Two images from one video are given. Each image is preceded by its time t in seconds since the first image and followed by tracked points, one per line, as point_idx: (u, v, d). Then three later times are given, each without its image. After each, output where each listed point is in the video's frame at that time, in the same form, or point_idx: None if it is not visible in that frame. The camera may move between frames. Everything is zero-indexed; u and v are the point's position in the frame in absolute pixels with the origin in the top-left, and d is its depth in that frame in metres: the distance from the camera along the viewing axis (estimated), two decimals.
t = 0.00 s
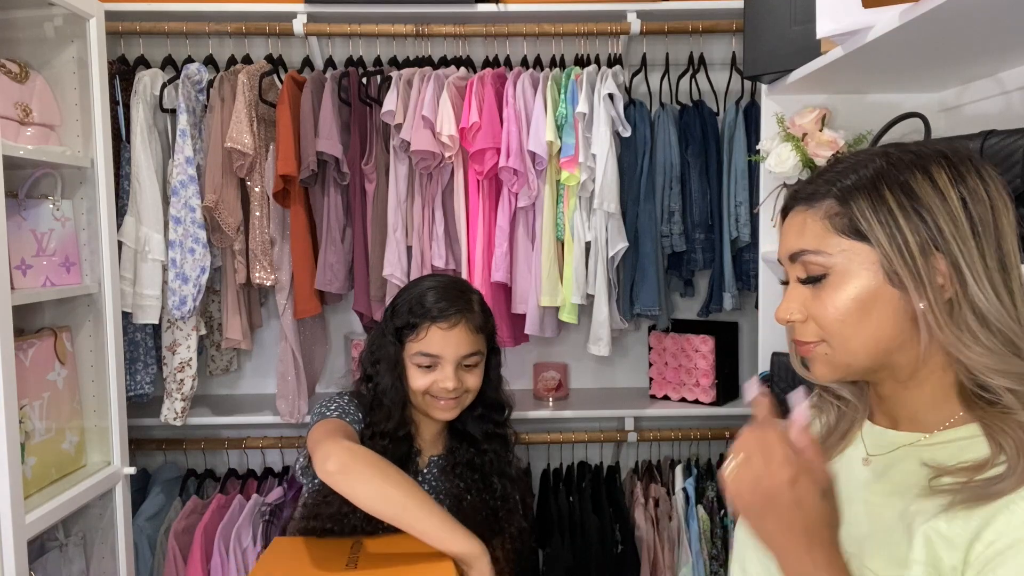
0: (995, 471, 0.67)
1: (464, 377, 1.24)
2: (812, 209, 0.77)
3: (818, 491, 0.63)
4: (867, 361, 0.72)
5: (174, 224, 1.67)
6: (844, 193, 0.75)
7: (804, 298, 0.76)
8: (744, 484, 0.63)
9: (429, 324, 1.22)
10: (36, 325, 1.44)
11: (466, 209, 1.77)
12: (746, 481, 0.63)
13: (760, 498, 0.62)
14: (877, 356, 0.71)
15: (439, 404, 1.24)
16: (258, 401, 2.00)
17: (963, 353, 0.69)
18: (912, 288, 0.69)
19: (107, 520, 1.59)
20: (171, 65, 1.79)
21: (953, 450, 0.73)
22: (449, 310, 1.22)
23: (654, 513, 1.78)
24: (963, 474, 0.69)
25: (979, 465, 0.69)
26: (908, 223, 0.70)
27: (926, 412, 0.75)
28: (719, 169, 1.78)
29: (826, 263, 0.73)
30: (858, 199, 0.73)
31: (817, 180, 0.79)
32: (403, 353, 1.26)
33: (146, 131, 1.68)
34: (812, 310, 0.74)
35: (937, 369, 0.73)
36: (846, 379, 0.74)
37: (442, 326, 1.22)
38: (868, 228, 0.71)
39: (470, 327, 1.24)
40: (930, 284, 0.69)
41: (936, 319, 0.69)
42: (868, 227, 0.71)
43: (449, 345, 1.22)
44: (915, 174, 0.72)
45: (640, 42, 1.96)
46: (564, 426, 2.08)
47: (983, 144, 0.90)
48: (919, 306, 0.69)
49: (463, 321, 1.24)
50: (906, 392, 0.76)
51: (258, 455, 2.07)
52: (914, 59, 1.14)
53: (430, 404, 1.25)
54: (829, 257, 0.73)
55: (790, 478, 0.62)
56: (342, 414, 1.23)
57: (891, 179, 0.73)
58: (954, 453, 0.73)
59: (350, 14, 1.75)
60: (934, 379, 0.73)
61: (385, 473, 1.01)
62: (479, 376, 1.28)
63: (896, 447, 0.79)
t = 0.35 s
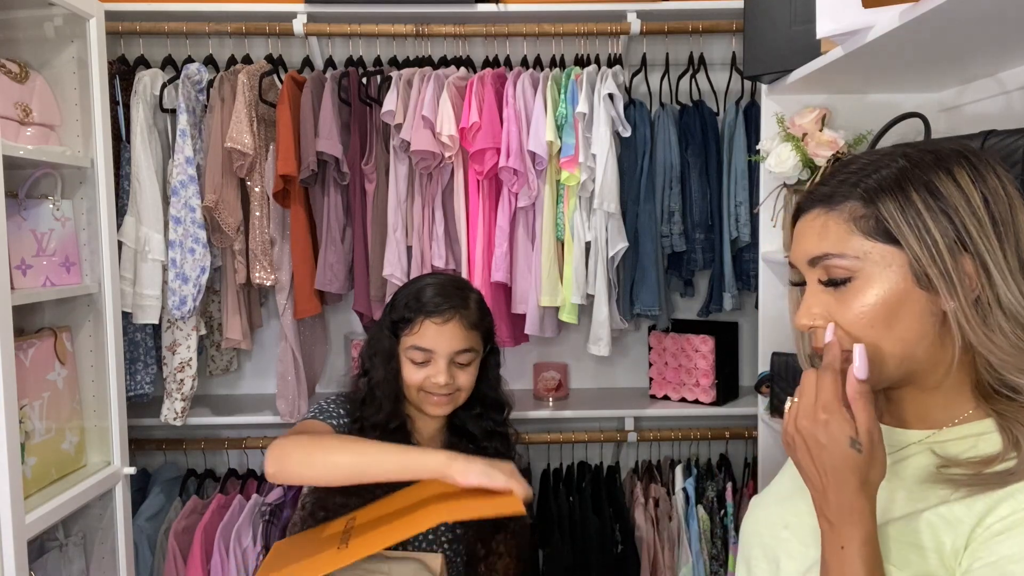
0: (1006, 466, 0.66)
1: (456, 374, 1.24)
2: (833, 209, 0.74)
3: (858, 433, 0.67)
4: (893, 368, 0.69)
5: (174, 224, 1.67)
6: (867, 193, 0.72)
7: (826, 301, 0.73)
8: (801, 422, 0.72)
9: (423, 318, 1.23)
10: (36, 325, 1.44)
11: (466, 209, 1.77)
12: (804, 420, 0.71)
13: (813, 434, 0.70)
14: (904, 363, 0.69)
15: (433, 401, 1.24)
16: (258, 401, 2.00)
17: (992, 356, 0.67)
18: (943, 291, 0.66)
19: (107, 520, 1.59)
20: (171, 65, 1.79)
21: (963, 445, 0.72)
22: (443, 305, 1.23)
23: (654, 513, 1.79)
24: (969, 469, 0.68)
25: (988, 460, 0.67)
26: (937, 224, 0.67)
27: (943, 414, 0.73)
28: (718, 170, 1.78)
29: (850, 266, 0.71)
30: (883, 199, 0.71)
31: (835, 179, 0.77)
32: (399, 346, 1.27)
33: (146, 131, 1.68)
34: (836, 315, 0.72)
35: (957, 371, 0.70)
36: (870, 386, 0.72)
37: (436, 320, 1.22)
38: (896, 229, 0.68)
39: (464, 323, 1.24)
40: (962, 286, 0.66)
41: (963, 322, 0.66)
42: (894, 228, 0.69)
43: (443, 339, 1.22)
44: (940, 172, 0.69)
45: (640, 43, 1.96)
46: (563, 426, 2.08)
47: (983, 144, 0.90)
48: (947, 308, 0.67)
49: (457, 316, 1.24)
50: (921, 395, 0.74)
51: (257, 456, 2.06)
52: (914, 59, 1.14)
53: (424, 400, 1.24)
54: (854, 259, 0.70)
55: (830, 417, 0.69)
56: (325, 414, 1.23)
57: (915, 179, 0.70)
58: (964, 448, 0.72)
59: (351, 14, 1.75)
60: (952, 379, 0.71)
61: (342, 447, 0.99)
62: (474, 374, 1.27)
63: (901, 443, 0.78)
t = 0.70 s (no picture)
0: (1010, 464, 0.66)
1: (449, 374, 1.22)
2: (843, 204, 0.74)
3: (852, 434, 0.67)
4: (899, 367, 0.69)
5: (174, 224, 1.67)
6: (879, 190, 0.72)
7: (830, 298, 0.72)
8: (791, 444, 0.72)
9: (419, 317, 1.23)
10: (36, 325, 1.44)
11: (466, 209, 1.77)
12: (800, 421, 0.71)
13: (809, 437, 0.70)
14: (910, 360, 0.68)
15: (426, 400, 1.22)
16: (258, 401, 2.00)
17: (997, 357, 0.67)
18: (952, 290, 0.67)
19: (107, 520, 1.59)
20: (171, 65, 1.79)
21: (966, 445, 0.72)
22: (440, 304, 1.23)
23: (654, 513, 1.78)
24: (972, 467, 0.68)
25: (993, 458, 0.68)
26: (948, 223, 0.67)
27: (944, 414, 0.73)
28: (718, 170, 1.78)
29: (859, 262, 0.70)
30: (895, 196, 0.71)
31: (846, 176, 0.76)
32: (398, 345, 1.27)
33: (146, 131, 1.68)
34: (842, 312, 0.71)
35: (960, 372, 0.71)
36: (874, 385, 0.71)
37: (432, 318, 1.22)
38: (907, 226, 0.68)
39: (461, 323, 1.23)
40: (971, 287, 0.66)
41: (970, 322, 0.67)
42: (906, 225, 0.69)
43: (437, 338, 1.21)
44: (953, 172, 0.70)
45: (640, 42, 1.96)
46: (564, 426, 2.08)
47: (983, 143, 0.91)
48: (955, 308, 0.67)
49: (454, 316, 1.23)
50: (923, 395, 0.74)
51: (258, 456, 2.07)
52: (914, 59, 1.14)
53: (418, 398, 1.22)
54: (863, 255, 0.70)
55: (824, 418, 0.69)
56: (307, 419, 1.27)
57: (928, 178, 0.70)
58: (966, 447, 0.72)
59: (351, 14, 1.75)
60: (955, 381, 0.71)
61: (244, 436, 1.02)
62: (469, 375, 1.25)
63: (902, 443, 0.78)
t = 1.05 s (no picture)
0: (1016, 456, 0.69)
1: (443, 377, 1.23)
2: (911, 180, 0.75)
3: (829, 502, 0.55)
4: (941, 345, 0.71)
5: (174, 224, 1.67)
6: (948, 172, 0.74)
7: (882, 270, 0.73)
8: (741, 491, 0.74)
9: (415, 318, 1.24)
10: (36, 325, 1.44)
11: (466, 209, 1.77)
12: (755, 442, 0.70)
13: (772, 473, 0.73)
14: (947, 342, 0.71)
15: (420, 401, 1.23)
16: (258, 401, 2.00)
17: None
18: (1007, 282, 0.70)
19: (107, 520, 1.59)
20: (171, 65, 1.79)
21: (965, 438, 0.74)
22: (435, 305, 1.24)
23: (653, 513, 1.79)
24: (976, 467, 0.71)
25: (994, 451, 0.71)
26: (1014, 218, 0.72)
27: (945, 410, 0.76)
28: (719, 169, 1.78)
29: (921, 236, 0.71)
30: (963, 181, 0.73)
31: (905, 157, 0.78)
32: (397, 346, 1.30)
33: (146, 131, 1.68)
34: (896, 283, 0.71)
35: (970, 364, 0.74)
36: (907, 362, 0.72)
37: (427, 320, 1.23)
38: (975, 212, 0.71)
39: (457, 327, 1.24)
40: None
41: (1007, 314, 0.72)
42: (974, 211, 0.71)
43: (432, 339, 1.22)
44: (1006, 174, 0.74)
45: (640, 42, 1.96)
46: (564, 426, 2.08)
47: (982, 144, 0.90)
48: (991, 302, 0.72)
49: (449, 318, 1.24)
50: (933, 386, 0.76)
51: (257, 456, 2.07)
52: (914, 59, 1.14)
53: (413, 398, 1.24)
54: (927, 230, 0.71)
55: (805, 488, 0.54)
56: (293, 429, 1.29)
57: (992, 171, 0.74)
58: (969, 442, 0.74)
59: (350, 14, 1.75)
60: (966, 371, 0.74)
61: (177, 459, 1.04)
62: (465, 379, 1.26)
63: (900, 440, 0.79)
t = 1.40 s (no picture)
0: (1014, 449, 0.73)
1: (421, 383, 1.21)
2: (921, 170, 0.78)
3: None
4: (941, 331, 0.74)
5: (174, 224, 1.67)
6: (958, 165, 0.77)
7: (889, 255, 0.75)
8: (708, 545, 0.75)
9: (390, 325, 1.23)
10: (36, 325, 1.44)
11: (466, 208, 1.77)
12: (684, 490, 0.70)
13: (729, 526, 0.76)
14: (944, 331, 0.74)
15: (401, 406, 1.22)
16: (259, 401, 2.00)
17: None
18: (1007, 277, 0.74)
19: (107, 520, 1.59)
20: (171, 65, 1.79)
21: (963, 433, 0.78)
22: (407, 313, 1.22)
23: (653, 513, 1.78)
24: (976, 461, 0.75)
25: (992, 445, 0.75)
26: (1018, 215, 0.75)
27: (939, 404, 0.80)
28: (718, 169, 1.78)
29: (929, 224, 0.74)
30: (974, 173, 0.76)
31: (915, 148, 0.81)
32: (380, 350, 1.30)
33: (146, 131, 1.68)
34: (903, 268, 0.73)
35: (964, 358, 0.78)
36: (906, 347, 0.75)
37: (401, 327, 1.22)
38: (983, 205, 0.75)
39: (431, 332, 1.22)
40: None
41: (1004, 309, 0.76)
42: (982, 202, 0.75)
43: (406, 347, 1.21)
44: (1009, 169, 0.77)
45: (640, 43, 1.96)
46: (564, 426, 2.08)
47: (983, 143, 0.91)
48: (988, 297, 0.76)
49: (423, 325, 1.22)
50: (929, 378, 0.79)
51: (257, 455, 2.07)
52: (914, 60, 1.14)
53: (394, 404, 1.23)
54: (935, 218, 0.74)
55: None
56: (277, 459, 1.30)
57: (998, 167, 0.77)
58: (967, 435, 0.78)
59: (351, 14, 1.75)
60: (959, 364, 0.78)
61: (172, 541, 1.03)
62: (444, 385, 1.23)
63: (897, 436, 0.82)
